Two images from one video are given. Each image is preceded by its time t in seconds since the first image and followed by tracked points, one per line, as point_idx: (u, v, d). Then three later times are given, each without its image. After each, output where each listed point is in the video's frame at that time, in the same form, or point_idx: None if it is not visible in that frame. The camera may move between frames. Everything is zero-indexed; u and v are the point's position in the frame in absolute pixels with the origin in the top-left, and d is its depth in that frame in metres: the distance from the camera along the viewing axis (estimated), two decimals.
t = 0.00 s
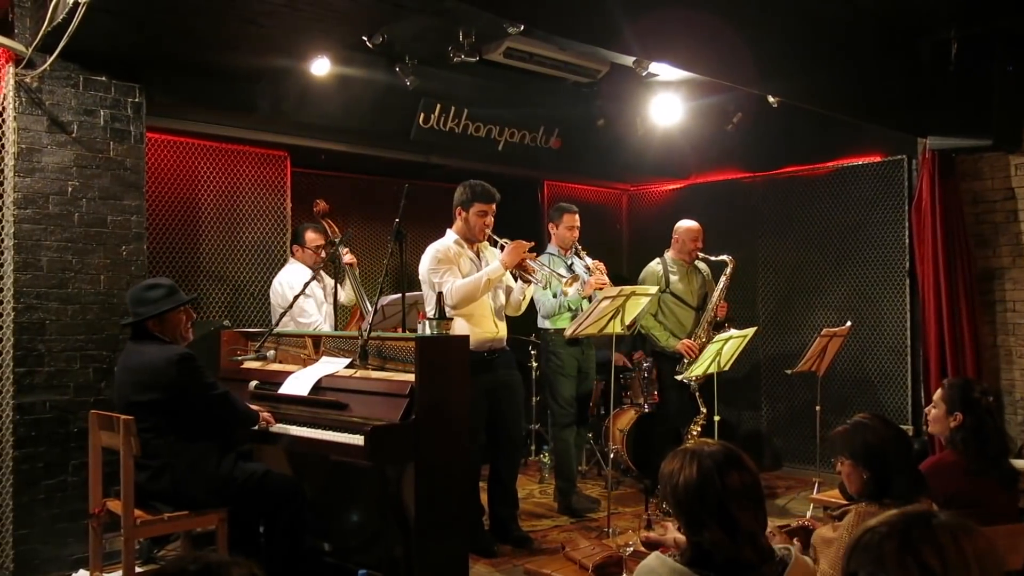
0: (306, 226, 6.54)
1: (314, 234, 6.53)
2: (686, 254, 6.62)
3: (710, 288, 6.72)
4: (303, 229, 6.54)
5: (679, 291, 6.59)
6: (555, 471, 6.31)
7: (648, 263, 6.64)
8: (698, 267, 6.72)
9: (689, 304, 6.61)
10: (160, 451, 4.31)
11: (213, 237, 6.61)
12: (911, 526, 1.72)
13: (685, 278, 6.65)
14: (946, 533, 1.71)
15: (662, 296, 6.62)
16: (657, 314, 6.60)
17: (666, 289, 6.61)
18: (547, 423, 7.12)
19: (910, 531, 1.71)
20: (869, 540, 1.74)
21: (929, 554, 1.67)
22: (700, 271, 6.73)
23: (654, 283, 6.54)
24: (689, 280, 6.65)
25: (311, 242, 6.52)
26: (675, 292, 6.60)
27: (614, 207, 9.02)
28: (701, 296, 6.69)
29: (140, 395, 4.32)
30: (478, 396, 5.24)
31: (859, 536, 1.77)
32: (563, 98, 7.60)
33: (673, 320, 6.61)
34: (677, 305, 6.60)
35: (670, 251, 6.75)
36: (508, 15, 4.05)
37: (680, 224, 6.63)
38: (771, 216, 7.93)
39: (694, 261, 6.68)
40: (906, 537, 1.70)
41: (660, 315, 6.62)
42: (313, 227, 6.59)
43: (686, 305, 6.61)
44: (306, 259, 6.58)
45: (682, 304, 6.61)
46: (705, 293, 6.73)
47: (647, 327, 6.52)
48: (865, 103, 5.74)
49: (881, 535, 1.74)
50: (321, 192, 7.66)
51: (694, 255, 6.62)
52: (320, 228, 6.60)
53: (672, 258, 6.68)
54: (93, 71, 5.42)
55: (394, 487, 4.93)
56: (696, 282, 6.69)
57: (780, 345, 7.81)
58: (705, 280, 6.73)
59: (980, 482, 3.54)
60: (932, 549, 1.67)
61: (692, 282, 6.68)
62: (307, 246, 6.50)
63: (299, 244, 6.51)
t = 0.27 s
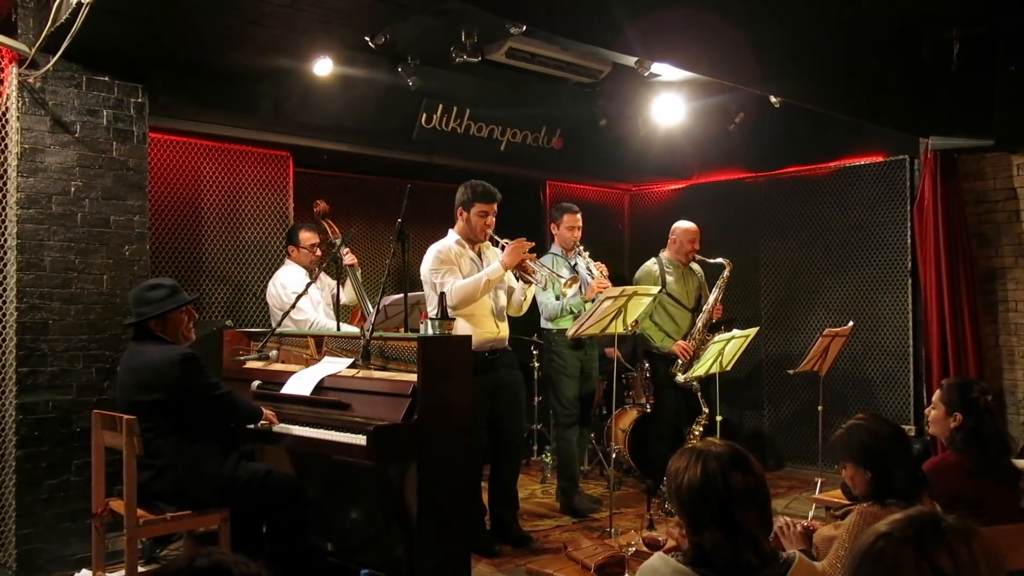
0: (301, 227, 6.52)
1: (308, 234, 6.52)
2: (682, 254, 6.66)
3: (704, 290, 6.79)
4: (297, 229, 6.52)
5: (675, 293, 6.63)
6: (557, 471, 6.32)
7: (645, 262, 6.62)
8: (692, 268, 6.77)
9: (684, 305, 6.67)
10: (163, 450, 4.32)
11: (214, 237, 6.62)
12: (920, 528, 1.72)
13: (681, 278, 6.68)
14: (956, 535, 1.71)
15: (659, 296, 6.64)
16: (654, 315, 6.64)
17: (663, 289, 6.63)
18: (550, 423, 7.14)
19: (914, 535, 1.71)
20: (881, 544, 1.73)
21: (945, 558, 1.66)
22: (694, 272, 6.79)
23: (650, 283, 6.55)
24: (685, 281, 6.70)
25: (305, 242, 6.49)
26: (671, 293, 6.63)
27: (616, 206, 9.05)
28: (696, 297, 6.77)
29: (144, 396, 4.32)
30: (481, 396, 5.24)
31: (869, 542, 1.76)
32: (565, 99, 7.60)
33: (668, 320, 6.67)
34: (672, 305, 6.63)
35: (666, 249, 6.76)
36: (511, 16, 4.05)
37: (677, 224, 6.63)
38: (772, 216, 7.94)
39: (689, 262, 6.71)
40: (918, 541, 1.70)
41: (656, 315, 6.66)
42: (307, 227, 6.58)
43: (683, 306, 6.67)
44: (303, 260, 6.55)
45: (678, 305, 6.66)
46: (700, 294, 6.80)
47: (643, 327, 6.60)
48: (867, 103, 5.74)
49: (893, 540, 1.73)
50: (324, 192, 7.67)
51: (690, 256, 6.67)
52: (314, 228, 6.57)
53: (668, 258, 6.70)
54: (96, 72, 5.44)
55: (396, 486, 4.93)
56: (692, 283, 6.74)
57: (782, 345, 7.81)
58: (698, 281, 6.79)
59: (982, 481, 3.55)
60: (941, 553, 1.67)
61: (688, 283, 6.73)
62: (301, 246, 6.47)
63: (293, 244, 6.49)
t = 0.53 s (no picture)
0: (304, 228, 6.53)
1: (311, 235, 6.52)
2: (683, 256, 6.58)
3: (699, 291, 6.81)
4: (300, 230, 6.53)
5: (675, 295, 6.62)
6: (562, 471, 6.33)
7: (644, 264, 6.53)
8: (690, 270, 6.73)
9: (683, 307, 6.67)
10: (168, 450, 4.33)
11: (219, 238, 6.64)
12: (913, 531, 1.72)
13: (680, 281, 6.65)
14: (948, 536, 1.71)
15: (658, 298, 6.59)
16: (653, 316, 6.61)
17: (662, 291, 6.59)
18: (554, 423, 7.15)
19: (911, 536, 1.71)
20: (873, 545, 1.74)
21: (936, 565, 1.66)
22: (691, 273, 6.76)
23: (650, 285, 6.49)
24: (684, 284, 6.67)
25: (307, 244, 6.50)
26: (671, 295, 6.61)
27: (620, 206, 9.07)
28: (694, 299, 6.77)
29: (149, 396, 4.34)
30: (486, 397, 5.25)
31: (862, 542, 1.76)
32: (569, 99, 7.61)
33: (666, 322, 6.65)
34: (672, 307, 6.63)
35: (665, 250, 6.66)
36: (513, 16, 4.06)
37: (679, 225, 6.59)
38: (776, 216, 7.95)
39: (688, 263, 6.66)
40: (909, 545, 1.70)
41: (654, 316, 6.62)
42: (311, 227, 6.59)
43: (681, 308, 6.66)
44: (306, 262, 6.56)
45: (677, 307, 6.65)
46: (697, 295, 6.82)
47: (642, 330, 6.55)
48: (871, 103, 5.73)
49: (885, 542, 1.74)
50: (329, 193, 7.69)
51: (690, 258, 6.59)
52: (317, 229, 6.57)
53: (667, 260, 6.63)
54: (101, 74, 5.47)
55: (400, 486, 4.94)
56: (690, 285, 6.72)
57: (786, 346, 7.81)
58: (696, 282, 6.78)
59: (986, 481, 3.54)
60: (938, 555, 1.67)
61: (687, 285, 6.70)
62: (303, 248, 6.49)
63: (296, 246, 6.51)
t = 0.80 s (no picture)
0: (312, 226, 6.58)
1: (319, 231, 6.56)
2: (687, 259, 6.60)
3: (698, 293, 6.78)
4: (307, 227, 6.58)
5: (677, 297, 6.61)
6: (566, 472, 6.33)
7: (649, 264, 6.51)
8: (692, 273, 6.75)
9: (685, 310, 6.65)
10: (172, 450, 4.34)
11: (224, 238, 6.65)
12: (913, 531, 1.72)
13: (683, 283, 6.66)
14: (949, 537, 1.71)
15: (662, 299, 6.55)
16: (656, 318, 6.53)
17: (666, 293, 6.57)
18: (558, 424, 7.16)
19: (912, 538, 1.71)
20: (874, 546, 1.75)
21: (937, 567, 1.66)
22: (693, 275, 6.78)
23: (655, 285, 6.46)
24: (687, 286, 6.69)
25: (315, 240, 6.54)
26: (674, 297, 6.60)
27: (624, 207, 9.07)
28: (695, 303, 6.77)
29: (154, 396, 4.35)
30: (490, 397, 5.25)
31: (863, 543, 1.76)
32: (573, 100, 7.62)
33: (667, 325, 6.59)
34: (674, 310, 6.60)
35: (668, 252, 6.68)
36: (517, 17, 4.07)
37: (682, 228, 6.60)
38: (780, 216, 7.94)
39: (692, 265, 6.69)
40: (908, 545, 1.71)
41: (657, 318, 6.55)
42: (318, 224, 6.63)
43: (683, 311, 6.64)
44: (314, 259, 6.60)
45: (679, 310, 6.63)
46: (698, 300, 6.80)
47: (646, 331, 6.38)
48: (876, 103, 5.72)
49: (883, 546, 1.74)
50: (333, 193, 7.70)
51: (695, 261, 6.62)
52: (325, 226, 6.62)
53: (671, 261, 6.63)
54: (107, 74, 5.49)
55: (405, 486, 4.95)
56: (692, 288, 6.74)
57: (790, 346, 7.80)
58: (697, 285, 6.80)
59: (990, 482, 3.54)
60: (937, 558, 1.67)
61: (689, 288, 6.71)
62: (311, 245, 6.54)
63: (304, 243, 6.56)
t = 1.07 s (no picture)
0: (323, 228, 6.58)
1: (330, 233, 6.55)
2: (695, 262, 6.58)
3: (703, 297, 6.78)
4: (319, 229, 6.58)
5: (684, 301, 6.57)
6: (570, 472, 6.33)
7: (657, 264, 6.52)
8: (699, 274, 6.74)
9: (690, 314, 6.62)
10: (177, 450, 4.35)
11: (228, 239, 6.66)
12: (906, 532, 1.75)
13: (690, 286, 6.63)
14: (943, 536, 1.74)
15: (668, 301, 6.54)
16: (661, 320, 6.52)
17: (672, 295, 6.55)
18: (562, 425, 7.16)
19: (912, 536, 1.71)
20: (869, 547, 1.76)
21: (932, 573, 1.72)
22: (699, 279, 6.76)
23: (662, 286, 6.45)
24: (694, 290, 6.66)
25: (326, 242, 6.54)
26: (680, 300, 6.57)
27: (628, 207, 9.07)
28: (701, 307, 6.74)
29: (161, 395, 4.36)
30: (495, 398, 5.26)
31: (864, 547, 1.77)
32: (577, 101, 7.63)
33: (672, 328, 6.57)
34: (680, 313, 6.58)
35: (677, 253, 6.67)
36: (521, 17, 4.08)
37: (690, 230, 6.61)
38: (784, 217, 7.94)
39: (699, 269, 6.67)
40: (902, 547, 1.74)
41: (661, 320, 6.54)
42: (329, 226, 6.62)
43: (688, 315, 6.61)
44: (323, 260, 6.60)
45: (685, 314, 6.60)
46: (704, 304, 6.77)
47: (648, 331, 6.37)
48: (879, 103, 5.72)
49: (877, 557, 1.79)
50: (338, 194, 7.72)
51: (702, 265, 6.61)
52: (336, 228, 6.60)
53: (678, 263, 6.61)
54: (112, 75, 5.50)
55: (409, 487, 4.95)
56: (699, 292, 6.71)
57: (795, 347, 7.80)
58: (703, 288, 6.78)
59: (995, 482, 3.53)
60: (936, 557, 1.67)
61: (696, 291, 6.69)
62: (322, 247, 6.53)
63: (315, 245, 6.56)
